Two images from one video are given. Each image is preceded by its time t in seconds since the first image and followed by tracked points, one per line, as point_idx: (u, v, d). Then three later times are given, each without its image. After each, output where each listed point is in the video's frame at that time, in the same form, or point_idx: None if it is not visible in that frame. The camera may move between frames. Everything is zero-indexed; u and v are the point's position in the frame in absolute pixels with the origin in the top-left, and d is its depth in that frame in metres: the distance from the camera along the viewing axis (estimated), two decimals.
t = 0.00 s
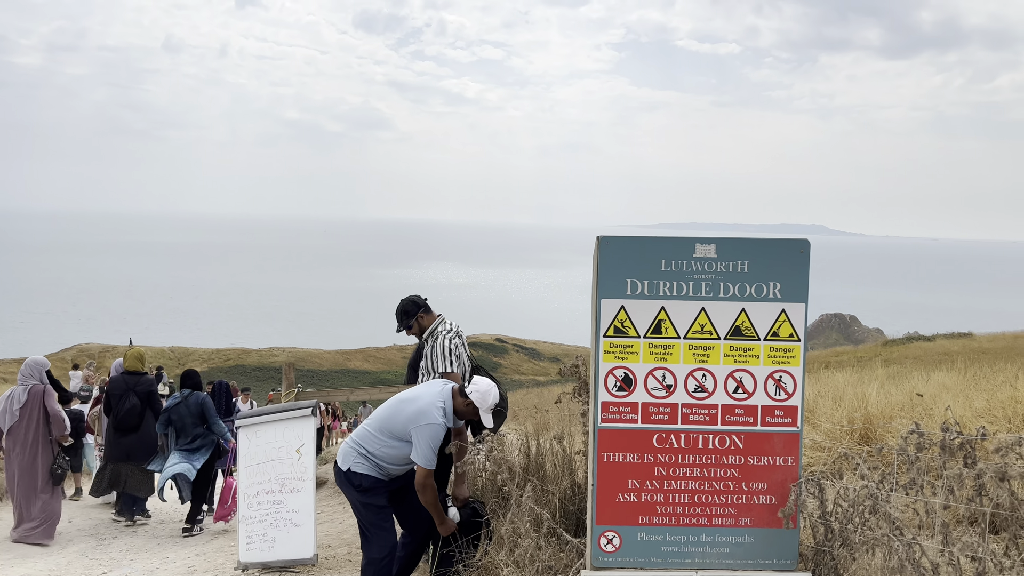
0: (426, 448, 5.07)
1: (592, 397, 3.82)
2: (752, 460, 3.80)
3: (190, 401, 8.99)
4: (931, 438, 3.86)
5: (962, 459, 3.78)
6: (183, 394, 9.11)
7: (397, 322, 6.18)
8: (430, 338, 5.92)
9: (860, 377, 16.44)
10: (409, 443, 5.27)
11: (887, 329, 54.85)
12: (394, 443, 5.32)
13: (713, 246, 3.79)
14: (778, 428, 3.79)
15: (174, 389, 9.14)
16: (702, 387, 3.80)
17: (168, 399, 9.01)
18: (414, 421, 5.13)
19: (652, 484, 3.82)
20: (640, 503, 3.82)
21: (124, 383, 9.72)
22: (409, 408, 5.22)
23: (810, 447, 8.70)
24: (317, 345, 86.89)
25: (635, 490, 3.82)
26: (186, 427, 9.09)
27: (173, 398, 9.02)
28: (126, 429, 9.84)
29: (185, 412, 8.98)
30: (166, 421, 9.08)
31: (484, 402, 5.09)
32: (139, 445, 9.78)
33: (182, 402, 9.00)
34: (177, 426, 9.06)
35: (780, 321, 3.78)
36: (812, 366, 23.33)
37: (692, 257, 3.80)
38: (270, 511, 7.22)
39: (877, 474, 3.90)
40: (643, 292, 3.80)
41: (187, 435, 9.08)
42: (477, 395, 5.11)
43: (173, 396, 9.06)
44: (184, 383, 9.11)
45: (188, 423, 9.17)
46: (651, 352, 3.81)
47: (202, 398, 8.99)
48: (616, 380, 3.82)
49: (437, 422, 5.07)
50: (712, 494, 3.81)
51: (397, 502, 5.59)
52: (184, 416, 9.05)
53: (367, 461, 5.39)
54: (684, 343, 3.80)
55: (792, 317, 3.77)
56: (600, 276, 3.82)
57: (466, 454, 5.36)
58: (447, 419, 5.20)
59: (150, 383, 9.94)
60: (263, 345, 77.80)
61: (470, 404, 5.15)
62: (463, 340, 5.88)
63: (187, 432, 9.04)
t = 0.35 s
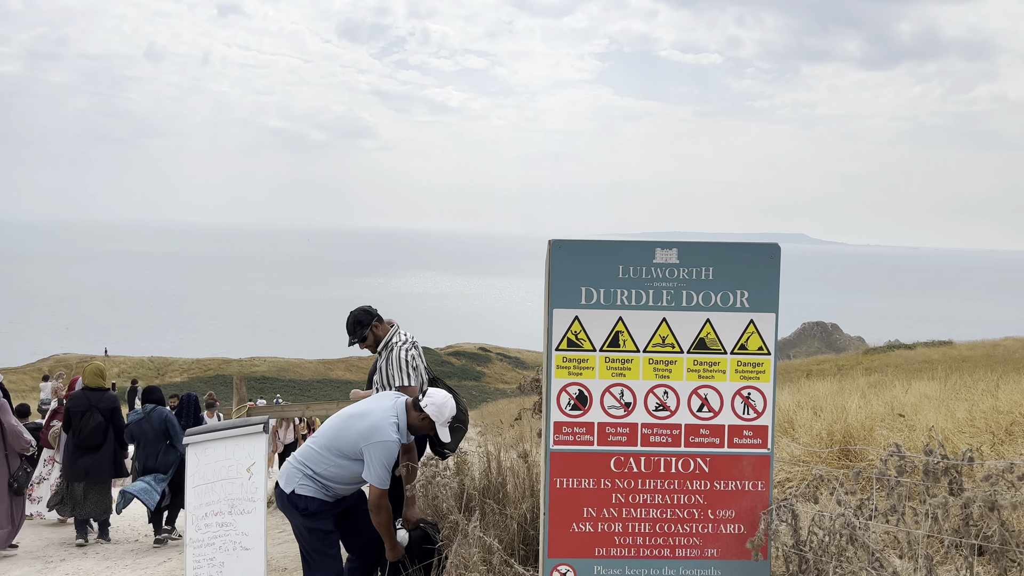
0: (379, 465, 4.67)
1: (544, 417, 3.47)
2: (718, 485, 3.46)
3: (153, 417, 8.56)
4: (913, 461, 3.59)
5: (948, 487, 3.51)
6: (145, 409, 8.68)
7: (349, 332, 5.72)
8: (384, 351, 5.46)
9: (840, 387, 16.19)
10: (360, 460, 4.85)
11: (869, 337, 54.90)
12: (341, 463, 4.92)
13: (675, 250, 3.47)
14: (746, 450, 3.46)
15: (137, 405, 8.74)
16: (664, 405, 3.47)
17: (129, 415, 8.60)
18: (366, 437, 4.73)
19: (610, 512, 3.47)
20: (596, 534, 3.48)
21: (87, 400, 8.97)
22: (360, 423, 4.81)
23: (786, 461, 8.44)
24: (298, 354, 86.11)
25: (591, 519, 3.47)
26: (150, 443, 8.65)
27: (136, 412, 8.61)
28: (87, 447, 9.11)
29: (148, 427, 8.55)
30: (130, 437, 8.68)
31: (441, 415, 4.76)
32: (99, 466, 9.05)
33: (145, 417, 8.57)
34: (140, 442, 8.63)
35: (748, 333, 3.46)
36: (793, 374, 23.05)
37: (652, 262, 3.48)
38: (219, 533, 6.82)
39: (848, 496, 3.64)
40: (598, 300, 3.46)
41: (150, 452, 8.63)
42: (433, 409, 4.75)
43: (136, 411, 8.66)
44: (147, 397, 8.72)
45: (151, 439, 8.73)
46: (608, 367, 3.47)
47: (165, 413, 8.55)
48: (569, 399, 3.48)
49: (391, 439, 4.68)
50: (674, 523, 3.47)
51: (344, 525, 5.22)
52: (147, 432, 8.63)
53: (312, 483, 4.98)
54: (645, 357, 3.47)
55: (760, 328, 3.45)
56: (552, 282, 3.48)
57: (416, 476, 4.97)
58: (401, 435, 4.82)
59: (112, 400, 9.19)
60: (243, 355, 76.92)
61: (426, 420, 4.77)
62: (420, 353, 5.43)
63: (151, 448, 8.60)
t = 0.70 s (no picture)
0: (324, 485, 4.25)
1: (492, 444, 3.12)
2: (683, 519, 3.13)
3: (127, 436, 8.02)
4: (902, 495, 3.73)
5: (934, 521, 3.69)
6: (116, 426, 8.09)
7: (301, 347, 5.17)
8: (338, 370, 4.97)
9: (825, 399, 15.90)
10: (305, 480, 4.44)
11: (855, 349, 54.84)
12: (284, 486, 4.51)
13: (636, 258, 3.15)
14: (717, 479, 3.13)
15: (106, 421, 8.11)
16: (625, 429, 3.13)
17: (99, 432, 7.97)
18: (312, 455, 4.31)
19: (567, 550, 3.13)
20: (552, 574, 3.13)
21: (45, 415, 7.93)
22: (307, 441, 4.39)
23: (767, 479, 8.14)
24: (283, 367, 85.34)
25: (544, 558, 3.12)
26: (121, 462, 8.13)
27: (107, 428, 8.01)
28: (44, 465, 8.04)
29: (122, 447, 8.01)
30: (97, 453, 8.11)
31: (396, 432, 4.33)
32: (63, 483, 8.07)
33: (119, 436, 8.03)
34: (110, 460, 8.07)
35: (717, 348, 3.14)
36: (779, 386, 22.75)
37: (611, 271, 3.15)
38: (167, 560, 6.43)
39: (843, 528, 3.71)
40: (552, 314, 3.12)
41: (120, 471, 8.13)
42: (390, 425, 4.32)
43: (106, 428, 8.05)
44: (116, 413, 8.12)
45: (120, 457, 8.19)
46: (563, 389, 3.13)
47: (139, 432, 8.05)
48: (520, 423, 3.13)
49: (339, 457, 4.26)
50: (635, 561, 3.13)
51: (289, 555, 4.83)
52: (118, 450, 8.06)
53: (255, 511, 4.56)
54: (602, 375, 3.13)
55: (728, 342, 3.13)
56: (501, 294, 3.14)
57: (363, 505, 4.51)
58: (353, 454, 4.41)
59: (73, 415, 8.11)
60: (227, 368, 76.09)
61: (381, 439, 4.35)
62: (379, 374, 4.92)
63: (123, 468, 8.07)
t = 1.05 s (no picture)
0: (283, 494, 3.75)
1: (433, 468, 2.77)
2: (656, 554, 2.81)
3: (105, 452, 7.49)
4: (906, 529, 4.03)
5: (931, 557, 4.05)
6: (92, 440, 7.51)
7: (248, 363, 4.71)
8: (289, 384, 4.51)
9: (815, 414, 15.59)
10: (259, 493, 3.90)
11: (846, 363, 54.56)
12: (230, 502, 3.90)
13: (602, 255, 2.82)
14: (691, 507, 2.82)
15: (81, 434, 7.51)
16: (587, 450, 2.80)
17: (74, 445, 7.34)
18: (264, 462, 3.80)
19: None
20: None
21: None
22: (255, 447, 3.87)
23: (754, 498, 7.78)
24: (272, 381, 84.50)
25: None
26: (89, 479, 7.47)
27: (82, 442, 7.40)
28: None
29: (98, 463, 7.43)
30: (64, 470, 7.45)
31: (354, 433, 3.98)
32: (11, 504, 7.22)
33: (96, 450, 7.46)
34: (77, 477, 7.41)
35: (691, 359, 2.83)
36: (769, 400, 22.40)
37: (573, 271, 2.82)
38: None
39: (850, 552, 4.01)
40: (505, 320, 2.79)
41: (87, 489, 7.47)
42: (344, 426, 3.96)
43: (80, 442, 7.44)
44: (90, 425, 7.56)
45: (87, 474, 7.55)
46: (517, 404, 2.79)
47: (117, 447, 7.52)
48: (467, 445, 2.78)
49: (297, 459, 3.79)
50: None
51: None
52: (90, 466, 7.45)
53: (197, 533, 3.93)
54: (561, 389, 2.79)
55: (704, 352, 2.83)
56: (448, 297, 2.79)
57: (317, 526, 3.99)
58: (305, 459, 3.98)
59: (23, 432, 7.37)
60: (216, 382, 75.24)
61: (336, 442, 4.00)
62: (331, 389, 4.45)
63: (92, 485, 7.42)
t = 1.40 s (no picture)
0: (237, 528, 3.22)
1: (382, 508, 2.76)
2: None
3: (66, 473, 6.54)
4: None
5: None
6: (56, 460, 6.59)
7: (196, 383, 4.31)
8: (234, 411, 4.11)
9: (812, 432, 15.21)
10: (208, 525, 3.33)
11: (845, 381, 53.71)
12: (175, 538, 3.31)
13: (571, 261, 2.83)
14: (672, 550, 2.84)
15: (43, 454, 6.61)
16: (555, 482, 2.82)
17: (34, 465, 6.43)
18: (212, 490, 3.24)
19: None
20: None
21: None
22: (201, 475, 3.29)
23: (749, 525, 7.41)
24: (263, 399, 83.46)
25: None
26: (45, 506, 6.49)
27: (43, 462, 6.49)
28: None
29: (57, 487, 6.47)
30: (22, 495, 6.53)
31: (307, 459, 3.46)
32: None
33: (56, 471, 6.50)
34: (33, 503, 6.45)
35: (674, 384, 2.85)
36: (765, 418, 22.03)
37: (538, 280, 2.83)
38: None
39: None
40: (456, 336, 2.78)
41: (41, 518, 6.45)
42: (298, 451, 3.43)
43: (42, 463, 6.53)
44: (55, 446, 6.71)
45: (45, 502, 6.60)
46: (473, 434, 2.80)
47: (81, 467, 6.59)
48: (415, 480, 2.77)
49: (250, 485, 3.25)
50: None
51: None
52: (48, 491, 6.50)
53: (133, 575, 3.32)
54: (525, 415, 2.81)
55: (686, 372, 2.84)
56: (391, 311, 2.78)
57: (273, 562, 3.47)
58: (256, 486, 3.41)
59: None
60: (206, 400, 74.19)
61: (290, 467, 3.47)
62: (278, 418, 4.06)
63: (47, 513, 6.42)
